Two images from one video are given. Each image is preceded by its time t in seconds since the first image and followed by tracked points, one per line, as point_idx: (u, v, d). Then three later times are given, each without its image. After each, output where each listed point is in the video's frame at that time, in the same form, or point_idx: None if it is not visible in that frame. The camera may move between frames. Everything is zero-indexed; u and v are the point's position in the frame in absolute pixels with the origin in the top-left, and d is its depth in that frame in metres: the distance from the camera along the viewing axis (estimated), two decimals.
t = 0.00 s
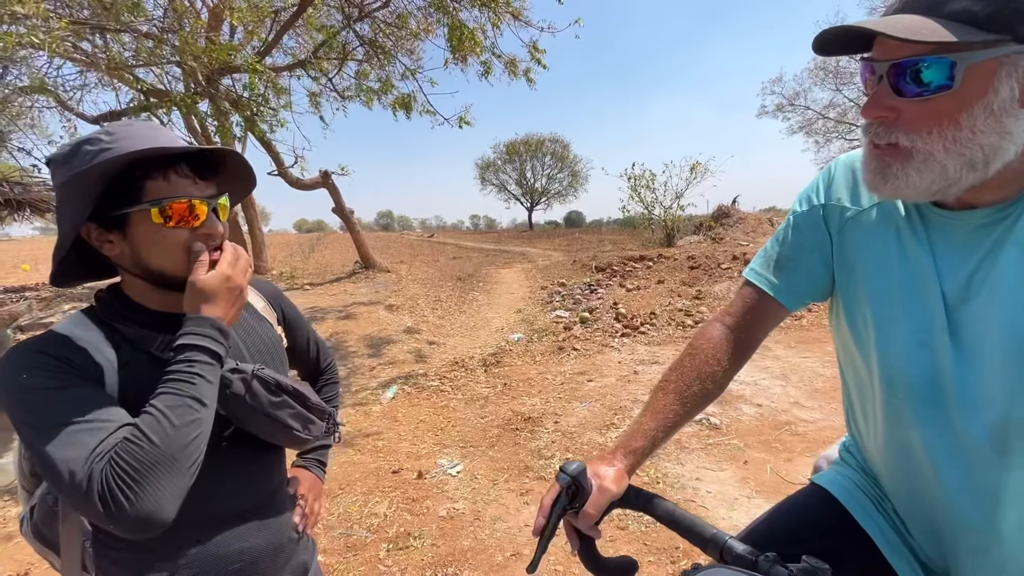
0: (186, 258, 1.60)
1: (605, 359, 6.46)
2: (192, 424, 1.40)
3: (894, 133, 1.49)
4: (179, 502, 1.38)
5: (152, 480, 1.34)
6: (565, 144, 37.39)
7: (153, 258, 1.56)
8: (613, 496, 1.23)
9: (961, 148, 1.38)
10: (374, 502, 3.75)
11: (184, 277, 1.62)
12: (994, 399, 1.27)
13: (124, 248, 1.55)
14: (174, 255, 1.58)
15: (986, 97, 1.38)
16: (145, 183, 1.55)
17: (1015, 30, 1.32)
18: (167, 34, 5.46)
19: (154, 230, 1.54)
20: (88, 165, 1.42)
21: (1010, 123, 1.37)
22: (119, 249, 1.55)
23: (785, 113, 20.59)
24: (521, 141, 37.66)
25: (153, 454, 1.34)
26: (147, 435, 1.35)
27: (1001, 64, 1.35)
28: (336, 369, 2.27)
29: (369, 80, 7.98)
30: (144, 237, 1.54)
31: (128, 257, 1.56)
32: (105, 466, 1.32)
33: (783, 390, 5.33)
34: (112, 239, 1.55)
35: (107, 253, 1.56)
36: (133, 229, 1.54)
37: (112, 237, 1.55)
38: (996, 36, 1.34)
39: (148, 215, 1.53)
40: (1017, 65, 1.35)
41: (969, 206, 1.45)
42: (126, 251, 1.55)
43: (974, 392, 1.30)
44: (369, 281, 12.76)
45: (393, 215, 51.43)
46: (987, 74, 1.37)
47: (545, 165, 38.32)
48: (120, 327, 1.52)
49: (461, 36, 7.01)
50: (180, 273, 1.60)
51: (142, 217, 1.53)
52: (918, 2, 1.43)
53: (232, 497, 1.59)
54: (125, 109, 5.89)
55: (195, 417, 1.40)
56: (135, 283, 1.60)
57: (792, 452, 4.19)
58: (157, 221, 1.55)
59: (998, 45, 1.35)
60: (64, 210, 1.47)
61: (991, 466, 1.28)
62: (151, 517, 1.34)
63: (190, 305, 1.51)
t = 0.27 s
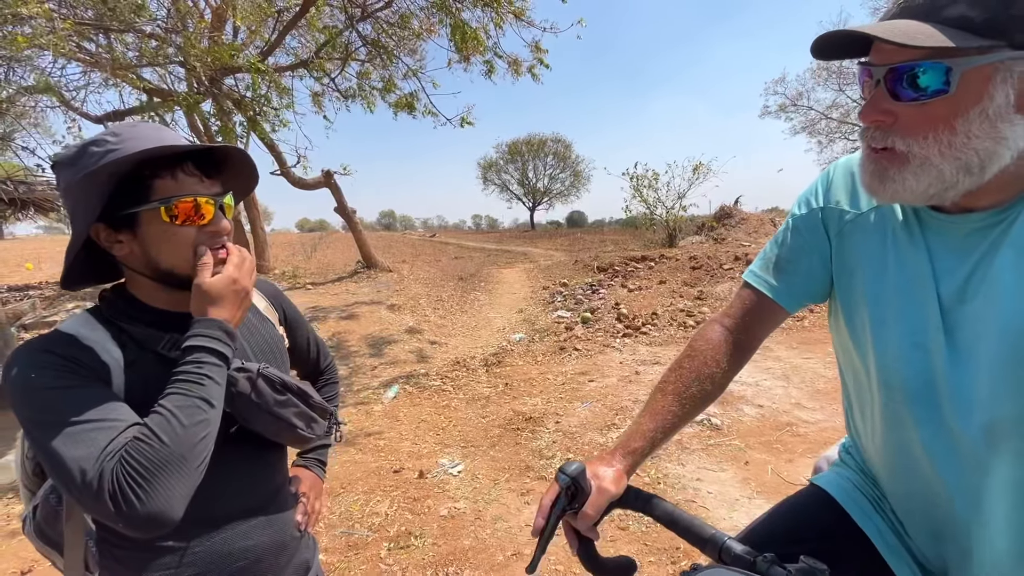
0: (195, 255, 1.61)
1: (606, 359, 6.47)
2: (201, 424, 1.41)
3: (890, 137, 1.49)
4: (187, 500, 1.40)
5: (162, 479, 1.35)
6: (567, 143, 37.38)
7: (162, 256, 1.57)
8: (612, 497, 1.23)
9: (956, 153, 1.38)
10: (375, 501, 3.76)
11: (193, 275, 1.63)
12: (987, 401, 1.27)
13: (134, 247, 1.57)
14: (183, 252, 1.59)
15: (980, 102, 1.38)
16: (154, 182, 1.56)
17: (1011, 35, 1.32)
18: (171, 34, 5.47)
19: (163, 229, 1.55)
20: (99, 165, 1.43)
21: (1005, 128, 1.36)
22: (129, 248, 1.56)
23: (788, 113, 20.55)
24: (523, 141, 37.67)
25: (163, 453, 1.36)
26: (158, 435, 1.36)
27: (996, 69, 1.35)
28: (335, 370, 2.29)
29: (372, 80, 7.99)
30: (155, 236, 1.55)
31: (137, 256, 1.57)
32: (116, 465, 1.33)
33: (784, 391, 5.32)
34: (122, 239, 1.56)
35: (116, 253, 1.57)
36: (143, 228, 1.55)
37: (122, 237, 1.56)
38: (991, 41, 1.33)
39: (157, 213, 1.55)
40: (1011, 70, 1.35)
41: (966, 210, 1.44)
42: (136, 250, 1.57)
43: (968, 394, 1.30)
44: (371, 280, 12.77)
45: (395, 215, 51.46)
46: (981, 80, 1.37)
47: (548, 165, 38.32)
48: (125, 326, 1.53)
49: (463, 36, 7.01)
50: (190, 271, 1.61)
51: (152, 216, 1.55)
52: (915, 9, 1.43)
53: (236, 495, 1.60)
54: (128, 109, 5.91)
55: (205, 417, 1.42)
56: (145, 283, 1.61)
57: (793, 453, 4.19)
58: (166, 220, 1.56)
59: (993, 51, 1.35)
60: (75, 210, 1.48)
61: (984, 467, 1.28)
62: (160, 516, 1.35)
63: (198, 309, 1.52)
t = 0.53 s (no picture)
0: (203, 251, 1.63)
1: (606, 358, 6.48)
2: (205, 421, 1.42)
3: (888, 141, 1.50)
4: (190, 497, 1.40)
5: (165, 474, 1.36)
6: (567, 143, 37.38)
7: (171, 252, 1.58)
8: (614, 493, 1.24)
9: (952, 155, 1.38)
10: (375, 499, 3.76)
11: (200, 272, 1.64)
12: (982, 399, 1.28)
13: (142, 244, 1.57)
14: (191, 248, 1.60)
15: (977, 106, 1.38)
16: (162, 179, 1.58)
17: (1006, 41, 1.32)
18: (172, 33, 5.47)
19: (173, 224, 1.57)
20: (108, 160, 1.44)
21: (999, 132, 1.36)
22: (137, 245, 1.57)
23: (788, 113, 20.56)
24: (523, 140, 37.66)
25: (166, 450, 1.36)
26: (161, 430, 1.37)
27: (991, 75, 1.36)
28: (341, 369, 2.29)
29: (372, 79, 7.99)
30: (163, 232, 1.57)
31: (145, 253, 1.58)
32: (119, 460, 1.34)
33: (784, 390, 5.34)
34: (130, 236, 1.57)
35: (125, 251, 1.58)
36: (151, 225, 1.57)
37: (130, 235, 1.57)
38: (986, 47, 1.34)
39: (165, 210, 1.57)
40: (1006, 76, 1.36)
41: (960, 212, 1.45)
42: (144, 247, 1.58)
43: (963, 391, 1.32)
44: (371, 279, 12.78)
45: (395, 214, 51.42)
46: (977, 85, 1.38)
47: (548, 164, 38.32)
48: (132, 324, 1.54)
49: (463, 35, 7.01)
50: (198, 267, 1.63)
51: (160, 213, 1.56)
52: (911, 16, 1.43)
53: (240, 493, 1.60)
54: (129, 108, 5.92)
55: (208, 414, 1.43)
56: (153, 280, 1.62)
57: (792, 452, 4.20)
58: (175, 215, 1.58)
59: (988, 56, 1.35)
60: (83, 207, 1.49)
61: (980, 461, 1.30)
62: (163, 512, 1.35)
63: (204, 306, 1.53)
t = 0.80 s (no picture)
0: (210, 248, 1.62)
1: (603, 357, 6.49)
2: (202, 427, 1.40)
3: (882, 138, 1.51)
4: (182, 502, 1.39)
5: (158, 481, 1.35)
6: (564, 142, 37.38)
7: (177, 249, 1.58)
8: (613, 490, 1.25)
9: (946, 152, 1.39)
10: (373, 498, 3.77)
11: (207, 269, 1.64)
12: (978, 394, 1.30)
13: (149, 241, 1.57)
14: (198, 245, 1.60)
15: (969, 103, 1.39)
16: (172, 177, 1.58)
17: (995, 39, 1.34)
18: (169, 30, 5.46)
19: (179, 221, 1.56)
20: (119, 157, 1.43)
21: (992, 128, 1.37)
22: (144, 242, 1.57)
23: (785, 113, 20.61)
24: (520, 139, 37.65)
25: (159, 456, 1.34)
26: (156, 436, 1.35)
27: (982, 72, 1.38)
28: (343, 368, 2.30)
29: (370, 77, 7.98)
30: (170, 229, 1.56)
31: (152, 250, 1.58)
32: (113, 463, 1.32)
33: (780, 388, 5.36)
34: (137, 232, 1.57)
35: (132, 247, 1.58)
36: (159, 221, 1.56)
37: (137, 231, 1.57)
38: (975, 45, 1.36)
39: (174, 207, 1.56)
40: (997, 73, 1.37)
41: (955, 209, 1.46)
42: (151, 244, 1.58)
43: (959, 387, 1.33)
44: (368, 278, 12.77)
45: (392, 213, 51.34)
46: (968, 83, 1.40)
47: (545, 163, 38.31)
48: (134, 320, 1.54)
49: (461, 33, 7.01)
50: (204, 265, 1.63)
51: (168, 210, 1.56)
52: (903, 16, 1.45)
53: (240, 491, 1.60)
54: (125, 105, 5.90)
55: (205, 420, 1.41)
56: (159, 277, 1.62)
57: (788, 450, 4.22)
58: (182, 212, 1.57)
59: (978, 54, 1.37)
60: (92, 202, 1.49)
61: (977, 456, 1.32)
62: (154, 517, 1.34)
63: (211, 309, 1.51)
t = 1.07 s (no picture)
0: (206, 245, 1.60)
1: (598, 356, 6.50)
2: (187, 437, 1.37)
3: (872, 132, 1.51)
4: (162, 514, 1.35)
5: (137, 492, 1.31)
6: (559, 141, 37.38)
7: (171, 246, 1.56)
8: (608, 491, 1.24)
9: (937, 144, 1.39)
10: (367, 497, 3.75)
11: (202, 266, 1.62)
12: (973, 392, 1.30)
13: (143, 237, 1.55)
14: (193, 241, 1.58)
15: (956, 93, 1.39)
16: (166, 172, 1.56)
17: (978, 31, 1.35)
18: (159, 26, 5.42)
19: (174, 217, 1.54)
20: (112, 151, 1.41)
21: (981, 119, 1.37)
22: (138, 238, 1.55)
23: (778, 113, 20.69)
24: (515, 137, 37.61)
25: (140, 466, 1.31)
26: (137, 446, 1.31)
27: (967, 62, 1.37)
28: (339, 367, 2.28)
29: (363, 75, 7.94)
30: (164, 225, 1.54)
31: (146, 246, 1.56)
32: (92, 473, 1.29)
33: (774, 386, 5.39)
34: (131, 228, 1.55)
35: (125, 244, 1.56)
36: (153, 217, 1.54)
37: (131, 227, 1.55)
38: (959, 36, 1.36)
39: (168, 203, 1.54)
40: (982, 63, 1.37)
41: (950, 207, 1.46)
42: (145, 240, 1.55)
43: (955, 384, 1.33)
44: (362, 277, 12.72)
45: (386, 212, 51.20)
46: (954, 72, 1.39)
47: (540, 162, 38.30)
48: (125, 318, 1.52)
49: (454, 31, 6.99)
50: (200, 262, 1.61)
51: (162, 205, 1.54)
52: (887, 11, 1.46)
53: (232, 492, 1.59)
54: (115, 102, 5.84)
55: (190, 430, 1.37)
56: (152, 274, 1.60)
57: (781, 447, 4.24)
58: (176, 208, 1.55)
59: (961, 44, 1.37)
60: (85, 197, 1.46)
61: (972, 453, 1.32)
62: (132, 528, 1.31)
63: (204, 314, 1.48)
